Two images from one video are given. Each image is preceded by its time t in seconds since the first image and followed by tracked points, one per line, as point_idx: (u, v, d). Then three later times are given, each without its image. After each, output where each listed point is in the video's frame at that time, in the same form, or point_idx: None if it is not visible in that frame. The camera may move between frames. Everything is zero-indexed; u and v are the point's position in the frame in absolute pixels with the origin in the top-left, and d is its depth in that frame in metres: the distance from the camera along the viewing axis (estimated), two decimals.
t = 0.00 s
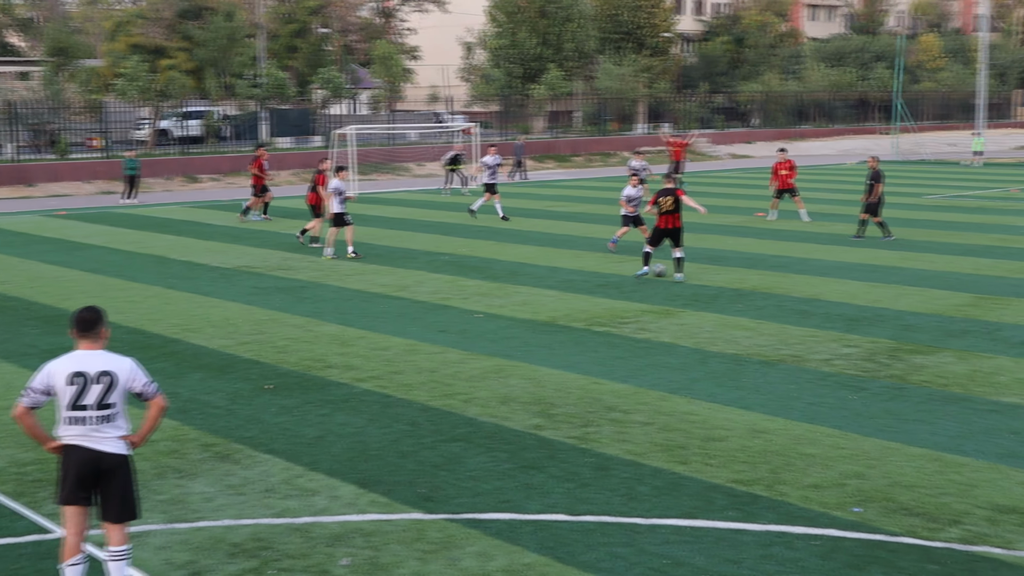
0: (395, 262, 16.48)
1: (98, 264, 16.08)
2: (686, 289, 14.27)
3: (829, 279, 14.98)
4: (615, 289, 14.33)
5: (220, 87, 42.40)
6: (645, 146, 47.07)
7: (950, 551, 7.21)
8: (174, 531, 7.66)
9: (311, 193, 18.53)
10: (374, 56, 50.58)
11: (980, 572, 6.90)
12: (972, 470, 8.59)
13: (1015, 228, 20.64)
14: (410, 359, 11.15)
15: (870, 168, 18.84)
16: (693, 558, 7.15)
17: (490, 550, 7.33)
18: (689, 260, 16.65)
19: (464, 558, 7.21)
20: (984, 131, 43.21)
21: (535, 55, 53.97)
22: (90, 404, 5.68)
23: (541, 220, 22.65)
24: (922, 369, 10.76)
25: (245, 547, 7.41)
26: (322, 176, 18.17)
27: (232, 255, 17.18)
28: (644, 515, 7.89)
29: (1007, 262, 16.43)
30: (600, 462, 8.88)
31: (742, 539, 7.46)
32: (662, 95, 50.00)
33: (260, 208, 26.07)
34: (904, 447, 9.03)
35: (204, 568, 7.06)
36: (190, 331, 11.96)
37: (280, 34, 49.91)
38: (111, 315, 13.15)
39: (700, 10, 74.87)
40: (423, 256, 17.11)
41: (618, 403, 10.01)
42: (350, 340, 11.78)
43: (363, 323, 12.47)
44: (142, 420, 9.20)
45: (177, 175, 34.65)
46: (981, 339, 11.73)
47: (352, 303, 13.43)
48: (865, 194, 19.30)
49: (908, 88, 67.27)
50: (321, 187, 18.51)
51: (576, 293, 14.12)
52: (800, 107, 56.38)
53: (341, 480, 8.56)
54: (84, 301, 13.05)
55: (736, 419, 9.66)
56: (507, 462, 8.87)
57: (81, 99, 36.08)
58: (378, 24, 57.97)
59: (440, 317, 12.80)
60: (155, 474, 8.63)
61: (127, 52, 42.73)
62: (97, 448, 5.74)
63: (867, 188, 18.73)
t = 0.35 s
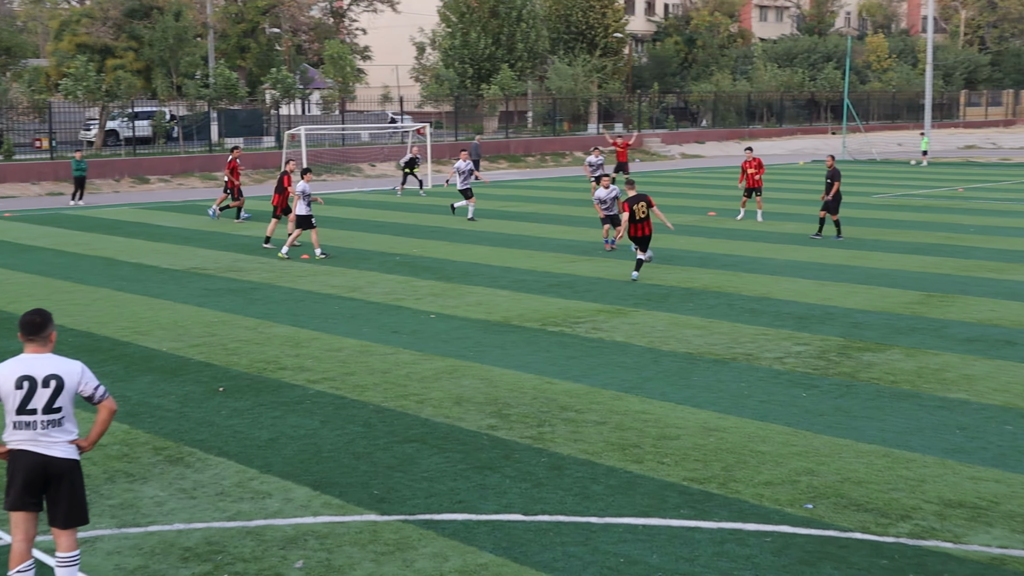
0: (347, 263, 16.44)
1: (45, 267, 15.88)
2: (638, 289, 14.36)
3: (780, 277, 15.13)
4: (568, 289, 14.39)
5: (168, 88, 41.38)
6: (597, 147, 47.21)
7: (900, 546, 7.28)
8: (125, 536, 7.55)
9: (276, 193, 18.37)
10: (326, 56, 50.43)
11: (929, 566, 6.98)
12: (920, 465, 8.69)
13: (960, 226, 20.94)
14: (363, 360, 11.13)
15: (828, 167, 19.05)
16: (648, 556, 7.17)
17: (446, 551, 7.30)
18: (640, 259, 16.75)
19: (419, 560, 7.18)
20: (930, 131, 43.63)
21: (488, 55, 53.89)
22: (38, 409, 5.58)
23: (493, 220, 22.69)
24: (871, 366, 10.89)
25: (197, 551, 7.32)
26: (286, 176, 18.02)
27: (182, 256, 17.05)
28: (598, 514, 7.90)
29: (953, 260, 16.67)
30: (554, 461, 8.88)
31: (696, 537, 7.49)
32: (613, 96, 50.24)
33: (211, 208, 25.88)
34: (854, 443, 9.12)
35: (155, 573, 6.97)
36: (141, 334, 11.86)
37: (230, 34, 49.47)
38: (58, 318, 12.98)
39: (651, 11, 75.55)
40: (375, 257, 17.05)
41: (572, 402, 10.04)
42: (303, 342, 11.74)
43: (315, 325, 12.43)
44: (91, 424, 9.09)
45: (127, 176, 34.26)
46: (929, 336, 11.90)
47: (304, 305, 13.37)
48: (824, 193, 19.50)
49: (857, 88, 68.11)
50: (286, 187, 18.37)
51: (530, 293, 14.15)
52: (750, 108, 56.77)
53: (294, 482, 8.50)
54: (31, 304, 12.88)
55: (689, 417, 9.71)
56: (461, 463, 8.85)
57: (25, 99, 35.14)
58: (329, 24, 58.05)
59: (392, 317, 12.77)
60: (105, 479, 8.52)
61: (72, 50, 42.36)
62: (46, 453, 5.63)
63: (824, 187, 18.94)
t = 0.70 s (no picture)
0: (308, 264, 16.40)
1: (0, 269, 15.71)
2: (599, 289, 14.41)
3: (740, 276, 15.25)
4: (530, 289, 14.41)
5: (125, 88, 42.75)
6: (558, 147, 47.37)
7: (861, 543, 7.29)
8: (82, 540, 7.41)
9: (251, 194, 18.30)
10: (286, 56, 50.76)
11: (888, 562, 7.00)
12: (880, 462, 8.73)
13: (915, 225, 21.19)
14: (324, 362, 11.09)
15: (794, 167, 19.20)
16: (610, 555, 7.13)
17: (408, 552, 7.22)
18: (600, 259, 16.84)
19: (381, 560, 7.09)
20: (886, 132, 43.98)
21: (448, 55, 54.12)
22: None
23: (454, 220, 22.74)
24: (830, 364, 10.99)
25: (156, 554, 7.20)
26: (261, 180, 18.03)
27: (140, 258, 16.93)
28: (560, 513, 7.86)
29: (909, 258, 16.85)
30: (516, 462, 8.85)
31: (659, 535, 7.46)
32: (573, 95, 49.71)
33: (170, 209, 25.72)
34: (814, 441, 9.16)
35: None
36: (98, 337, 11.76)
37: (187, 34, 49.30)
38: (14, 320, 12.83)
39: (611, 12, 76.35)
40: (335, 258, 17.01)
41: (534, 403, 10.04)
42: (263, 343, 11.68)
43: (275, 326, 12.37)
44: (47, 428, 8.97)
45: (83, 177, 33.70)
46: (887, 334, 12.02)
47: (264, 306, 13.31)
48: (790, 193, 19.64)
49: (815, 89, 68.76)
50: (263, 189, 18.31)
51: (491, 293, 14.17)
52: (710, 108, 56.99)
53: (255, 484, 8.39)
54: None
55: (650, 416, 9.74)
56: (423, 464, 8.78)
57: None
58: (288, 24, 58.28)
59: (353, 319, 12.75)
60: (62, 483, 8.38)
61: (26, 50, 41.03)
62: None
63: (790, 187, 19.07)
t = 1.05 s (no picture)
0: (282, 265, 16.36)
1: None
2: (574, 288, 14.44)
3: (715, 276, 15.31)
4: (506, 289, 14.43)
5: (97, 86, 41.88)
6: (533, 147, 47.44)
7: (837, 541, 7.31)
8: (56, 544, 7.35)
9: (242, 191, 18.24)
10: (260, 56, 49.64)
11: (863, 559, 7.03)
12: (854, 460, 8.78)
13: (889, 224, 21.34)
14: (300, 363, 11.07)
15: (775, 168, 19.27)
16: (588, 555, 7.13)
17: (385, 554, 7.20)
18: (576, 259, 16.88)
19: (358, 562, 7.06)
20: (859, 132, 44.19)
21: (423, 56, 54.11)
22: None
23: (429, 220, 22.76)
24: (805, 363, 11.05)
25: (132, 558, 7.14)
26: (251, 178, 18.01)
27: (114, 260, 16.85)
28: (537, 514, 7.85)
29: (883, 258, 16.96)
30: (493, 462, 8.83)
31: (635, 535, 7.46)
32: (549, 96, 50.07)
33: (143, 210, 25.61)
34: (789, 440, 9.19)
35: None
36: (71, 339, 11.70)
37: (160, 34, 49.07)
38: None
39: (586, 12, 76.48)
40: (311, 259, 16.96)
41: (510, 403, 10.05)
42: (238, 345, 11.66)
43: (251, 327, 12.35)
44: (20, 431, 8.91)
45: (55, 178, 33.38)
46: (861, 333, 12.10)
47: (240, 307, 13.28)
48: (771, 193, 19.67)
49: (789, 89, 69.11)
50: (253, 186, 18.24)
51: (467, 293, 14.18)
52: (685, 108, 57.08)
53: (231, 486, 8.33)
54: None
55: (626, 416, 9.76)
56: (399, 465, 8.76)
57: None
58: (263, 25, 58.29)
59: (329, 319, 12.73)
60: (36, 486, 8.31)
61: None
62: None
63: (771, 187, 19.11)
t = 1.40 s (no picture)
0: (257, 265, 16.31)
1: None
2: (550, 288, 14.46)
3: (691, 275, 15.37)
4: (481, 289, 14.43)
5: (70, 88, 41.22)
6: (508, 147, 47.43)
7: (811, 539, 7.34)
8: (29, 548, 7.29)
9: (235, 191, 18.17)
10: (233, 57, 49.26)
11: (838, 557, 7.06)
12: (829, 459, 8.81)
13: (861, 223, 21.49)
14: (275, 364, 11.04)
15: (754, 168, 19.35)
16: (564, 555, 7.13)
17: (361, 555, 7.17)
18: (552, 259, 16.90)
19: (334, 564, 7.04)
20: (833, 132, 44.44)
21: (397, 56, 54.06)
22: None
23: (404, 220, 22.75)
24: (780, 362, 11.10)
25: (106, 560, 7.09)
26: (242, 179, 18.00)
27: (88, 261, 16.76)
28: (513, 514, 7.84)
29: (856, 257, 17.07)
30: (469, 463, 8.81)
31: (611, 534, 7.47)
32: (524, 96, 50.18)
33: (116, 211, 25.48)
34: (764, 439, 9.22)
35: None
36: (44, 341, 11.62)
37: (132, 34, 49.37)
38: None
39: (560, 12, 76.78)
40: (286, 259, 16.92)
41: (486, 403, 10.05)
42: (213, 346, 11.62)
43: (225, 328, 12.31)
44: None
45: (26, 178, 33.06)
46: (835, 332, 12.17)
47: (214, 308, 13.24)
48: (750, 193, 19.73)
49: (764, 89, 69.46)
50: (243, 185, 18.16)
51: (442, 293, 14.18)
52: (660, 108, 57.25)
53: (206, 488, 8.28)
54: None
55: (601, 416, 9.77)
56: (375, 466, 8.73)
57: None
58: (236, 25, 58.31)
59: (304, 320, 12.70)
60: (8, 490, 8.24)
61: None
62: None
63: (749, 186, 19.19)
